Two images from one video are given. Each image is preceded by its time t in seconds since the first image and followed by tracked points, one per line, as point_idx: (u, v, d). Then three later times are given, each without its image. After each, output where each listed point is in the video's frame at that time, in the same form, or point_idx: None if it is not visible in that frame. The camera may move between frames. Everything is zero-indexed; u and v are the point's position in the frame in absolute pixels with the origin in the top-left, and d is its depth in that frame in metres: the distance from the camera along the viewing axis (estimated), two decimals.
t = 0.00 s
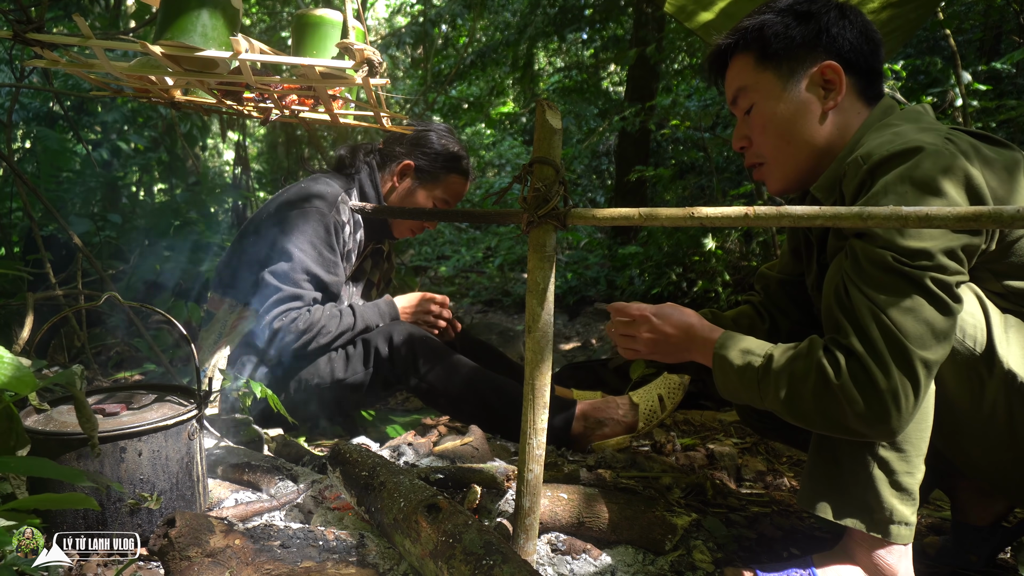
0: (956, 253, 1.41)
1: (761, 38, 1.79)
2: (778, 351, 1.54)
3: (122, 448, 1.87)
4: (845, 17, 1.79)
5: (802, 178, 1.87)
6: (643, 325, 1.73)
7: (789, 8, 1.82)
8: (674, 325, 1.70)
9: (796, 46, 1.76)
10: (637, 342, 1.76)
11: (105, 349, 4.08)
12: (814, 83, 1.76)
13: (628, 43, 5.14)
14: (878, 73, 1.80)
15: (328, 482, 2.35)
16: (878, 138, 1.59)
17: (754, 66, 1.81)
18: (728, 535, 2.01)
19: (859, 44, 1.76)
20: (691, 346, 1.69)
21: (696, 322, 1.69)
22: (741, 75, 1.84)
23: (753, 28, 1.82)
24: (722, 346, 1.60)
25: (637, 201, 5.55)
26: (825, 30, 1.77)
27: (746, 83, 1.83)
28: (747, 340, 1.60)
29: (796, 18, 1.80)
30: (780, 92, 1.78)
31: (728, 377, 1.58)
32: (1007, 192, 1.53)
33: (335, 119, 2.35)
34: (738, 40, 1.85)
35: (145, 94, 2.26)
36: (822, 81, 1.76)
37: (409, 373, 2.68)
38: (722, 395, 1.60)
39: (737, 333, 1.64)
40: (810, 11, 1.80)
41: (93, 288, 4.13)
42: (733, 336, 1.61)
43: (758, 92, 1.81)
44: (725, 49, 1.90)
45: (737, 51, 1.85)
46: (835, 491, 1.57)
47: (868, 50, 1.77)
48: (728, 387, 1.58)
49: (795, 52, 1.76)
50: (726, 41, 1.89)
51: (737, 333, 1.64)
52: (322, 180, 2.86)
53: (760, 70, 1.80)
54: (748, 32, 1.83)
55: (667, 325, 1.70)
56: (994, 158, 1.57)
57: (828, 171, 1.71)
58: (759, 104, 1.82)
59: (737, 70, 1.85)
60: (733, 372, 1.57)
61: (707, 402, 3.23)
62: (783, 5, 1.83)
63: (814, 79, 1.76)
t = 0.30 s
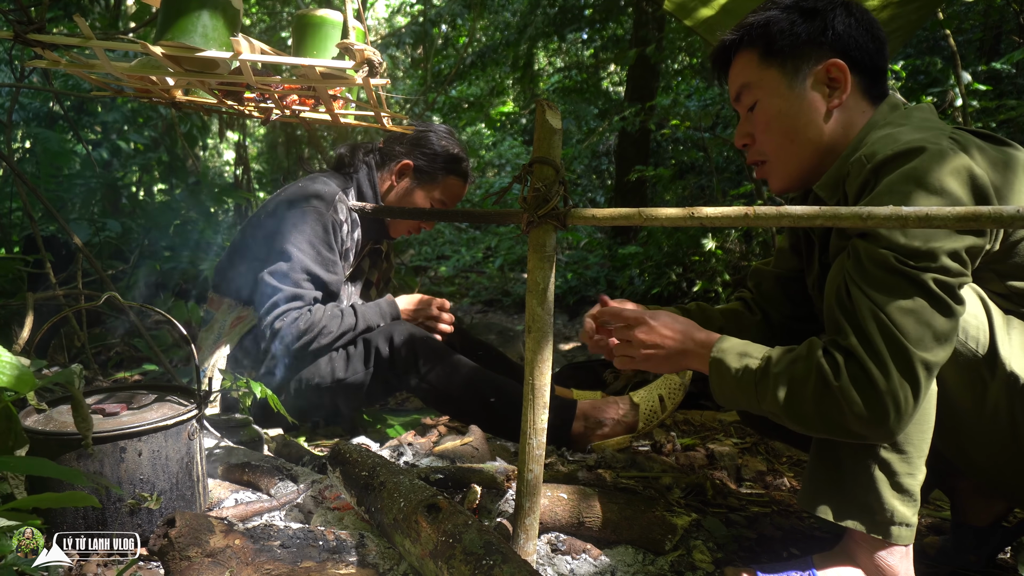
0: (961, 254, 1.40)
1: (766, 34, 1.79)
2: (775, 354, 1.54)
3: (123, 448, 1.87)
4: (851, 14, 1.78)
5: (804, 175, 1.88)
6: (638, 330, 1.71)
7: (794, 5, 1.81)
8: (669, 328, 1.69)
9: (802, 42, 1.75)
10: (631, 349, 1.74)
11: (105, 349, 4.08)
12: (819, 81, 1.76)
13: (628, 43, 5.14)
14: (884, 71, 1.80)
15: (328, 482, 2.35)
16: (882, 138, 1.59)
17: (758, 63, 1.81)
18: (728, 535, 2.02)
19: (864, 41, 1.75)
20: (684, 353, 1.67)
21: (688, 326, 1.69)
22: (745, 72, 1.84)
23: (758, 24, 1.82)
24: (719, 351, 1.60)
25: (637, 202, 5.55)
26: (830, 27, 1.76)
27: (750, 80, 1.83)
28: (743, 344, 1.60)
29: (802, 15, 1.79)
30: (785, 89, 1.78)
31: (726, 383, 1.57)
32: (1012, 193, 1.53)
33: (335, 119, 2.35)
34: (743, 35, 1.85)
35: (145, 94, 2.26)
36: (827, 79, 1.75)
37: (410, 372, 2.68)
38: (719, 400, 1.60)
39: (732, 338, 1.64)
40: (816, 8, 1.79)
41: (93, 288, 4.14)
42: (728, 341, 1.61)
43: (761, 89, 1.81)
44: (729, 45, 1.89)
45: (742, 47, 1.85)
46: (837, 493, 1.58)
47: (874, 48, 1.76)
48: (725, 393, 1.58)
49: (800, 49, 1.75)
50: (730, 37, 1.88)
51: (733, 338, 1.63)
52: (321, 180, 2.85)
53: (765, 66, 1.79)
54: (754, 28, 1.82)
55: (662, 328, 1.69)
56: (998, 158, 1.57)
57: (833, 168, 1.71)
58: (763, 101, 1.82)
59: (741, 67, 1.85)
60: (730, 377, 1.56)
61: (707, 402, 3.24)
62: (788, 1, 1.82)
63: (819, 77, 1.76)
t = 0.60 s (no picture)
0: (955, 253, 1.40)
1: (738, 50, 1.82)
2: (774, 357, 1.54)
3: (123, 448, 1.87)
4: (824, 24, 1.71)
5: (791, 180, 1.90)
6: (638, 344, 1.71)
7: (770, 15, 1.79)
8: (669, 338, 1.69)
9: (765, 61, 1.77)
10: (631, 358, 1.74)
11: (106, 349, 4.08)
12: (781, 99, 1.77)
13: (628, 43, 5.14)
14: (859, 81, 1.72)
15: (328, 482, 2.35)
16: (876, 139, 1.59)
17: (735, 76, 1.85)
18: (728, 535, 2.01)
19: (828, 53, 1.69)
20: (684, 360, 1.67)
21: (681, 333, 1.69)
22: (729, 82, 1.89)
23: (734, 39, 1.85)
24: (717, 355, 1.59)
25: (638, 202, 5.55)
26: (792, 43, 1.73)
27: (732, 91, 1.88)
28: (739, 347, 1.60)
29: (768, 30, 1.78)
30: (752, 106, 1.83)
31: (724, 385, 1.57)
32: (1006, 192, 1.54)
33: (335, 119, 2.35)
34: (726, 47, 1.88)
35: (145, 94, 2.26)
36: (788, 96, 1.76)
37: (410, 373, 2.69)
38: (717, 403, 1.59)
39: (728, 341, 1.63)
40: (787, 21, 1.75)
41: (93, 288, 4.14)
42: (726, 345, 1.60)
43: (738, 102, 1.87)
44: (717, 55, 1.94)
45: (724, 59, 1.89)
46: (836, 493, 1.57)
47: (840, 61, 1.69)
48: (723, 395, 1.57)
49: (764, 67, 1.77)
50: (717, 48, 1.93)
51: (732, 342, 1.63)
52: (322, 177, 2.86)
53: (737, 82, 1.84)
54: (732, 42, 1.85)
55: (660, 334, 1.69)
56: (992, 157, 1.57)
57: (824, 171, 1.71)
58: (740, 115, 1.88)
59: (728, 76, 1.90)
60: (729, 380, 1.56)
61: (708, 402, 3.24)
62: (766, 12, 1.80)
63: (781, 95, 1.76)
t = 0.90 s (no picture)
0: (959, 255, 1.40)
1: (756, 42, 1.79)
2: (776, 361, 1.55)
3: (123, 448, 1.87)
4: (839, 14, 1.79)
5: (809, 176, 1.87)
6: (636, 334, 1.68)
7: (781, 10, 1.82)
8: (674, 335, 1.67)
9: (792, 47, 1.76)
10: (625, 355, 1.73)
11: (105, 349, 4.08)
12: (812, 83, 1.76)
13: (628, 43, 5.15)
14: (877, 67, 1.79)
15: (328, 482, 2.35)
16: (881, 139, 1.59)
17: (752, 70, 1.81)
18: (728, 535, 2.01)
19: (855, 40, 1.76)
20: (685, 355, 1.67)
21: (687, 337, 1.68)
22: (739, 80, 1.85)
23: (748, 33, 1.82)
24: (718, 356, 1.60)
25: (638, 202, 5.55)
26: (819, 29, 1.77)
27: (745, 88, 1.84)
28: (739, 348, 1.60)
29: (789, 20, 1.80)
30: (779, 95, 1.78)
31: (724, 384, 1.58)
32: (1009, 193, 1.54)
33: (335, 119, 2.35)
34: (733, 46, 1.86)
35: (145, 94, 2.26)
36: (821, 79, 1.75)
37: (410, 373, 2.67)
38: (721, 403, 1.60)
39: (727, 341, 1.64)
40: (803, 12, 1.80)
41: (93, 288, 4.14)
42: (728, 346, 1.61)
43: (758, 95, 1.81)
44: (721, 56, 1.90)
45: (734, 56, 1.86)
46: (837, 494, 1.58)
47: (865, 45, 1.76)
48: (725, 396, 1.58)
49: (791, 53, 1.76)
50: (722, 48, 1.89)
51: (734, 342, 1.63)
52: (321, 178, 2.86)
53: (759, 73, 1.80)
54: (743, 38, 1.83)
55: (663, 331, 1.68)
56: (997, 158, 1.57)
57: (831, 170, 1.71)
58: (760, 108, 1.82)
59: (736, 76, 1.86)
60: (730, 380, 1.57)
61: (708, 402, 3.24)
62: (776, 7, 1.83)
63: (812, 79, 1.76)
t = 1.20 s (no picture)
0: (951, 257, 1.40)
1: (761, 39, 1.79)
2: (770, 358, 1.54)
3: (122, 448, 1.87)
4: (845, 14, 1.79)
5: (810, 176, 1.87)
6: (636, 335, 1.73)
7: (787, 9, 1.82)
8: (669, 335, 1.69)
9: (796, 45, 1.76)
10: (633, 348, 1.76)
11: (105, 349, 4.08)
12: (816, 83, 1.76)
13: (628, 43, 5.15)
14: (881, 69, 1.79)
15: (328, 482, 2.35)
16: (879, 139, 1.59)
17: (755, 67, 1.81)
18: (728, 535, 2.01)
19: (859, 41, 1.76)
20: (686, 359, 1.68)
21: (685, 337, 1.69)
22: (743, 78, 1.85)
23: (753, 30, 1.82)
24: (715, 357, 1.60)
25: (637, 202, 5.56)
26: (824, 28, 1.77)
27: (749, 85, 1.84)
28: (739, 349, 1.60)
29: (794, 18, 1.80)
30: (781, 93, 1.78)
31: (722, 386, 1.57)
32: (1007, 196, 1.54)
33: (335, 119, 2.35)
34: (738, 43, 1.86)
35: (145, 94, 2.26)
36: (824, 79, 1.75)
37: (408, 372, 2.67)
38: (714, 402, 1.59)
39: (728, 344, 1.64)
40: (808, 11, 1.80)
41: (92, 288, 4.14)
42: (726, 347, 1.61)
43: (760, 93, 1.81)
44: (725, 53, 1.90)
45: (737, 53, 1.86)
46: (835, 494, 1.58)
47: (869, 45, 1.76)
48: (721, 397, 1.58)
49: (796, 52, 1.75)
50: (727, 45, 1.89)
51: (732, 344, 1.63)
52: (320, 178, 2.86)
53: (763, 70, 1.80)
54: (748, 35, 1.83)
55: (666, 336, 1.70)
56: (996, 161, 1.57)
57: (831, 170, 1.71)
58: (762, 106, 1.82)
59: (739, 73, 1.86)
60: (725, 380, 1.56)
61: (708, 402, 3.24)
62: (781, 6, 1.83)
63: (815, 78, 1.75)
